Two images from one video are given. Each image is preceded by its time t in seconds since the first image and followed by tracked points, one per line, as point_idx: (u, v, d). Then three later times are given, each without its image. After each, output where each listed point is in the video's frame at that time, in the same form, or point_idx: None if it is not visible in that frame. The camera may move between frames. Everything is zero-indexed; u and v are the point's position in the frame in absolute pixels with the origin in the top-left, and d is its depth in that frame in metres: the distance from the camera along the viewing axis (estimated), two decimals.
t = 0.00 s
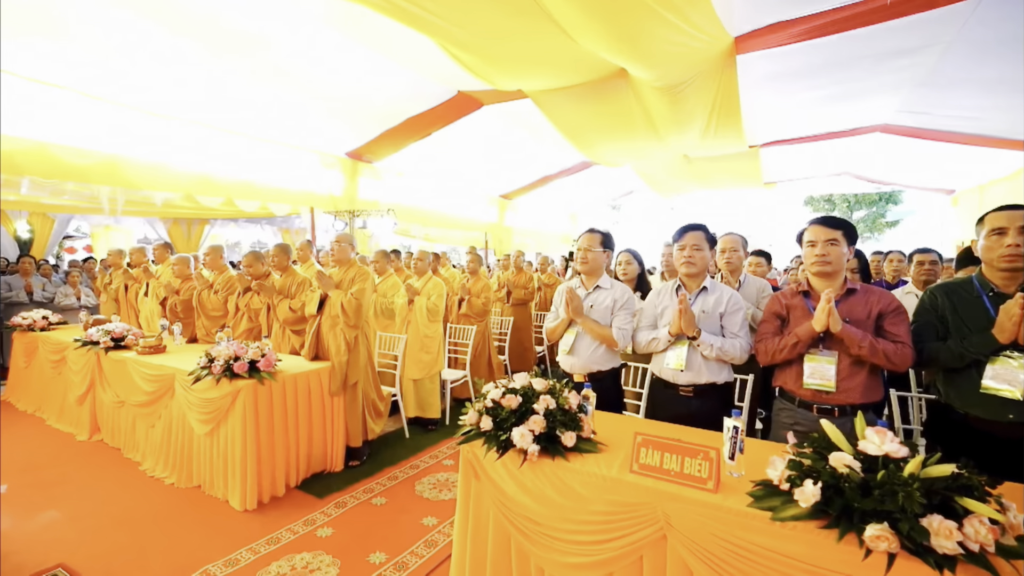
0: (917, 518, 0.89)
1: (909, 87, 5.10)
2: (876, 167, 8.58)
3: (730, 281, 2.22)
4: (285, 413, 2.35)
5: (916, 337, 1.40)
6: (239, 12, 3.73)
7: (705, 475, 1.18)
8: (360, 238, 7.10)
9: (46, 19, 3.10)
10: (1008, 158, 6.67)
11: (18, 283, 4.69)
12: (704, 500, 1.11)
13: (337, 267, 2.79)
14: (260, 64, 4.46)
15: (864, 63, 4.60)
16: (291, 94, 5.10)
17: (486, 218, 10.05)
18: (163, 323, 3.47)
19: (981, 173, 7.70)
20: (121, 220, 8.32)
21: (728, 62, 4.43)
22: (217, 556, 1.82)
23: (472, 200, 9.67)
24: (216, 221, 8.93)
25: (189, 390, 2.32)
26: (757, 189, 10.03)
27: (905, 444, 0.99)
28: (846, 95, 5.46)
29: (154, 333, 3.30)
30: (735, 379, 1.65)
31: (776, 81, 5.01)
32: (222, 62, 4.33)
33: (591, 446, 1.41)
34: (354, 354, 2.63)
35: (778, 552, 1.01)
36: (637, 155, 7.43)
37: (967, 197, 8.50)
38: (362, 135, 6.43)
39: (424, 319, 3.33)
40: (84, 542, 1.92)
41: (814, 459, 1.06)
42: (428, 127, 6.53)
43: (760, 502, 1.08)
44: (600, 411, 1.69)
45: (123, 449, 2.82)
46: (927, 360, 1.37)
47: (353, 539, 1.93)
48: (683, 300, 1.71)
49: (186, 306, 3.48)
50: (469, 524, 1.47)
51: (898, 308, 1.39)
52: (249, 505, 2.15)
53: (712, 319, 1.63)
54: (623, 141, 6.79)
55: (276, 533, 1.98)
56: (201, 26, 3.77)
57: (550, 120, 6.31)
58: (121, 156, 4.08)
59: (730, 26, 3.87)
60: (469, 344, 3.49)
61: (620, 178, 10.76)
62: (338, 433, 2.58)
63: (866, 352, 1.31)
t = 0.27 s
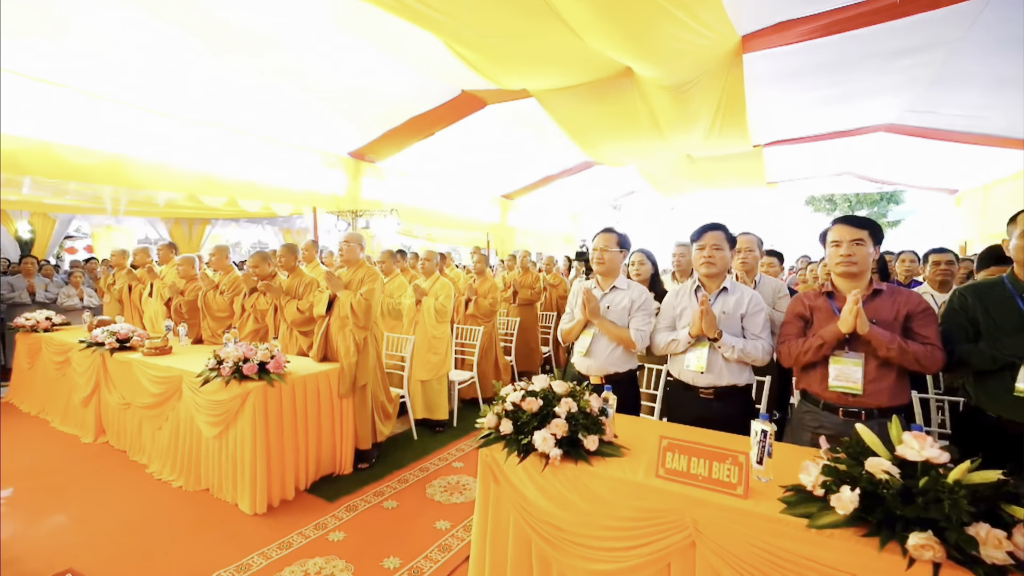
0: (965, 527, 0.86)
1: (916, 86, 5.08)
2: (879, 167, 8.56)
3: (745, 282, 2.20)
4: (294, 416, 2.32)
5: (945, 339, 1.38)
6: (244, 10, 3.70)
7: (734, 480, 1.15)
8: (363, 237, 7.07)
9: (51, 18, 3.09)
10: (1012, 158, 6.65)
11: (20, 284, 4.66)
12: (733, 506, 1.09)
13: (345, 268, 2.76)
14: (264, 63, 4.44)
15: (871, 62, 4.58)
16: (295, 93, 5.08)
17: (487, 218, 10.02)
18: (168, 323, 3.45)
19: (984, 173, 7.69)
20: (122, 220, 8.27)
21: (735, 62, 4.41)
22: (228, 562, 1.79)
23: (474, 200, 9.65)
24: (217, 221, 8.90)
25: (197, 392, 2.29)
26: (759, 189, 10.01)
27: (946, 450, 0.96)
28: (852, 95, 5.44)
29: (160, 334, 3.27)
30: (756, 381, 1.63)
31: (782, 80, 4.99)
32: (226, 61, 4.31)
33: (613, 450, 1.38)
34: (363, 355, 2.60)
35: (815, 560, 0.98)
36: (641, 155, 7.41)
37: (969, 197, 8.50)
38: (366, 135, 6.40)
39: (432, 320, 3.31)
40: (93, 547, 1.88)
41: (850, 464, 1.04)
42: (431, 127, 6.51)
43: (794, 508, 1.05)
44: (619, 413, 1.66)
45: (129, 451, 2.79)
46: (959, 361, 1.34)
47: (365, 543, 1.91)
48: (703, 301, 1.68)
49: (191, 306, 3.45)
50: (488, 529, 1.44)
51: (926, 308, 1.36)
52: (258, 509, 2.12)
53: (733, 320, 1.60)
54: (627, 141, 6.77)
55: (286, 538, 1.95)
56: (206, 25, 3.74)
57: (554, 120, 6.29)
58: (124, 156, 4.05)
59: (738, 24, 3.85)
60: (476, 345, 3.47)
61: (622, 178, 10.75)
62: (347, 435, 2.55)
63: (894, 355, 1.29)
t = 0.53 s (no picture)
0: None
1: (924, 85, 5.05)
2: (883, 167, 8.54)
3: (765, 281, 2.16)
4: (305, 418, 2.28)
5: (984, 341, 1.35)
6: (250, 7, 3.66)
7: (772, 486, 1.11)
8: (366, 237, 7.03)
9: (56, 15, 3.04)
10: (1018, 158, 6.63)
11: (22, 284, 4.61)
12: (774, 514, 1.05)
13: (355, 267, 2.72)
14: (269, 61, 4.40)
15: (881, 61, 4.54)
16: (299, 92, 5.03)
17: (490, 217, 9.98)
18: (173, 324, 3.40)
19: (989, 173, 7.66)
20: (123, 219, 8.21)
21: (745, 61, 4.37)
22: (240, 569, 1.75)
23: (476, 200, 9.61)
24: (219, 220, 8.85)
25: (206, 393, 2.24)
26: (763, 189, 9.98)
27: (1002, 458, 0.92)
28: (860, 94, 5.41)
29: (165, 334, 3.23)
30: (783, 383, 1.59)
31: (791, 78, 4.95)
32: (231, 58, 4.26)
33: (642, 455, 1.34)
34: (373, 356, 2.56)
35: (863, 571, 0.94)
36: (645, 154, 7.37)
37: (974, 196, 8.47)
38: (369, 134, 6.36)
39: (442, 320, 3.27)
40: (101, 553, 1.84)
41: (899, 472, 1.00)
42: (435, 125, 6.46)
43: (838, 517, 1.01)
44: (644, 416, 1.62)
45: (135, 454, 2.75)
46: (1000, 364, 1.30)
47: (380, 549, 1.86)
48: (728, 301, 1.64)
49: (196, 306, 3.41)
50: (512, 534, 1.41)
51: (964, 308, 1.32)
52: (269, 513, 2.08)
53: (760, 321, 1.57)
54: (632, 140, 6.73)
55: (299, 543, 1.91)
56: (211, 22, 3.69)
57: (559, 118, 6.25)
58: (128, 155, 4.00)
59: (749, 22, 3.81)
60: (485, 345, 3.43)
61: (624, 178, 10.72)
62: (358, 437, 2.51)
63: (931, 357, 1.25)
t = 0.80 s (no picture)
0: None
1: (932, 84, 5.02)
2: (887, 166, 8.51)
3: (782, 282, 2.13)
4: (314, 420, 2.24)
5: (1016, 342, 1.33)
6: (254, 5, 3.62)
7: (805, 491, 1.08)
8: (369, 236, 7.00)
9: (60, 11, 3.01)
10: None
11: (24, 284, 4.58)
12: (809, 520, 1.02)
13: (363, 267, 2.69)
14: (273, 59, 4.36)
15: (889, 60, 4.51)
16: (303, 90, 5.00)
17: (492, 217, 9.95)
18: (178, 324, 3.37)
19: (993, 173, 7.64)
20: (124, 219, 8.16)
21: (753, 59, 4.33)
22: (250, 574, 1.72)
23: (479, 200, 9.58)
24: (220, 220, 8.82)
25: (213, 394, 2.21)
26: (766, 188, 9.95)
27: None
28: (867, 93, 5.37)
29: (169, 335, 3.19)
30: (807, 385, 1.55)
31: (798, 77, 4.91)
32: (234, 57, 4.22)
33: (666, 459, 1.31)
34: (382, 357, 2.53)
35: None
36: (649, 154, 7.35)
37: (977, 196, 8.44)
38: (372, 133, 6.32)
39: (449, 320, 3.24)
40: (108, 558, 1.81)
41: (943, 478, 0.97)
42: (438, 125, 6.44)
43: (876, 525, 0.98)
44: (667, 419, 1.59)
45: (140, 456, 2.72)
46: None
47: (393, 553, 1.83)
48: (749, 301, 1.61)
49: (201, 306, 3.38)
50: (532, 540, 1.37)
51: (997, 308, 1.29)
52: (279, 517, 2.05)
53: (783, 321, 1.53)
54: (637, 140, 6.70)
55: (310, 547, 1.87)
56: (214, 20, 3.66)
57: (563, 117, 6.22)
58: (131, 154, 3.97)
59: (758, 20, 3.78)
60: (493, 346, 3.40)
61: (627, 178, 10.68)
62: (367, 439, 2.48)
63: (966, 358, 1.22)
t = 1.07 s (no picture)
0: None
1: (940, 83, 4.98)
2: (892, 166, 8.46)
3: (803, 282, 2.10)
4: (324, 422, 2.20)
5: None
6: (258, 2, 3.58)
7: (845, 499, 1.03)
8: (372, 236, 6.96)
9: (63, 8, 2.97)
10: None
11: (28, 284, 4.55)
12: (850, 530, 0.98)
13: (371, 267, 2.65)
14: (276, 58, 4.32)
15: (899, 58, 4.47)
16: (307, 89, 4.96)
17: (495, 217, 9.91)
18: (183, 324, 3.33)
19: (999, 173, 7.59)
20: (126, 219, 8.13)
21: (762, 57, 4.29)
22: None
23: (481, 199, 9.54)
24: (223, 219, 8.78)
25: (222, 396, 2.17)
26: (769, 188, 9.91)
27: None
28: (875, 92, 5.33)
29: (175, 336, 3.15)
30: (835, 387, 1.51)
31: (806, 75, 4.87)
32: (238, 55, 4.18)
33: (696, 464, 1.27)
34: (393, 359, 2.50)
35: None
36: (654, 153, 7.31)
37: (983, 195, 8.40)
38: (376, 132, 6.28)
39: (459, 321, 3.20)
40: (117, 564, 1.77)
41: (995, 486, 0.94)
42: (442, 124, 6.40)
43: (922, 535, 0.94)
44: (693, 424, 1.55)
45: (147, 458, 2.68)
46: None
47: (407, 559, 1.79)
48: (774, 302, 1.57)
49: (206, 307, 3.34)
50: (555, 547, 1.33)
51: None
52: (290, 521, 2.01)
53: (811, 322, 1.49)
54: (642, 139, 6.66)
55: (323, 553, 1.84)
56: (218, 17, 3.62)
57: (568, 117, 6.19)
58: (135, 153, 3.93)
59: (768, 17, 3.74)
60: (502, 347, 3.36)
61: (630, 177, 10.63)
62: (377, 442, 2.44)
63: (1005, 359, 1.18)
